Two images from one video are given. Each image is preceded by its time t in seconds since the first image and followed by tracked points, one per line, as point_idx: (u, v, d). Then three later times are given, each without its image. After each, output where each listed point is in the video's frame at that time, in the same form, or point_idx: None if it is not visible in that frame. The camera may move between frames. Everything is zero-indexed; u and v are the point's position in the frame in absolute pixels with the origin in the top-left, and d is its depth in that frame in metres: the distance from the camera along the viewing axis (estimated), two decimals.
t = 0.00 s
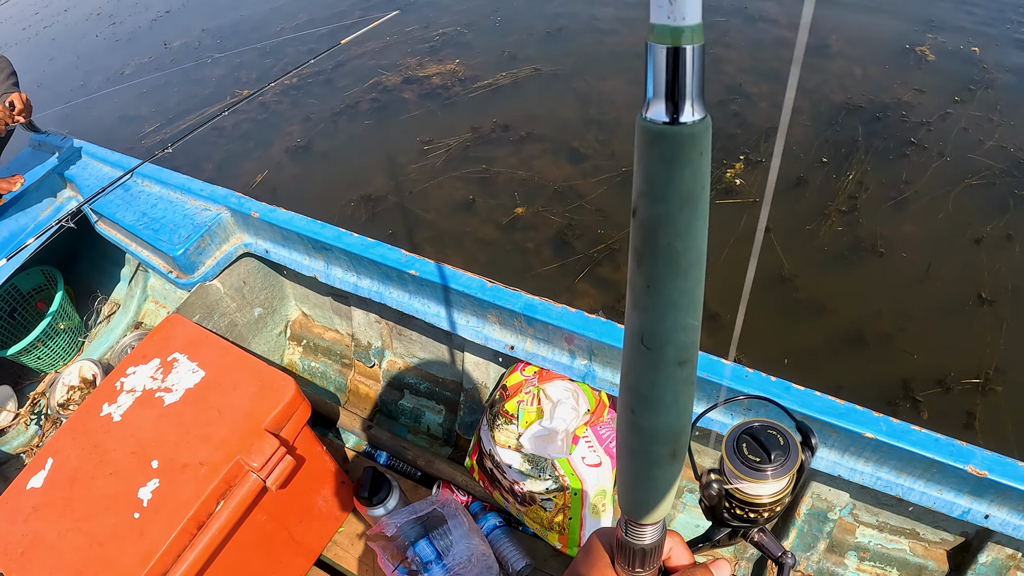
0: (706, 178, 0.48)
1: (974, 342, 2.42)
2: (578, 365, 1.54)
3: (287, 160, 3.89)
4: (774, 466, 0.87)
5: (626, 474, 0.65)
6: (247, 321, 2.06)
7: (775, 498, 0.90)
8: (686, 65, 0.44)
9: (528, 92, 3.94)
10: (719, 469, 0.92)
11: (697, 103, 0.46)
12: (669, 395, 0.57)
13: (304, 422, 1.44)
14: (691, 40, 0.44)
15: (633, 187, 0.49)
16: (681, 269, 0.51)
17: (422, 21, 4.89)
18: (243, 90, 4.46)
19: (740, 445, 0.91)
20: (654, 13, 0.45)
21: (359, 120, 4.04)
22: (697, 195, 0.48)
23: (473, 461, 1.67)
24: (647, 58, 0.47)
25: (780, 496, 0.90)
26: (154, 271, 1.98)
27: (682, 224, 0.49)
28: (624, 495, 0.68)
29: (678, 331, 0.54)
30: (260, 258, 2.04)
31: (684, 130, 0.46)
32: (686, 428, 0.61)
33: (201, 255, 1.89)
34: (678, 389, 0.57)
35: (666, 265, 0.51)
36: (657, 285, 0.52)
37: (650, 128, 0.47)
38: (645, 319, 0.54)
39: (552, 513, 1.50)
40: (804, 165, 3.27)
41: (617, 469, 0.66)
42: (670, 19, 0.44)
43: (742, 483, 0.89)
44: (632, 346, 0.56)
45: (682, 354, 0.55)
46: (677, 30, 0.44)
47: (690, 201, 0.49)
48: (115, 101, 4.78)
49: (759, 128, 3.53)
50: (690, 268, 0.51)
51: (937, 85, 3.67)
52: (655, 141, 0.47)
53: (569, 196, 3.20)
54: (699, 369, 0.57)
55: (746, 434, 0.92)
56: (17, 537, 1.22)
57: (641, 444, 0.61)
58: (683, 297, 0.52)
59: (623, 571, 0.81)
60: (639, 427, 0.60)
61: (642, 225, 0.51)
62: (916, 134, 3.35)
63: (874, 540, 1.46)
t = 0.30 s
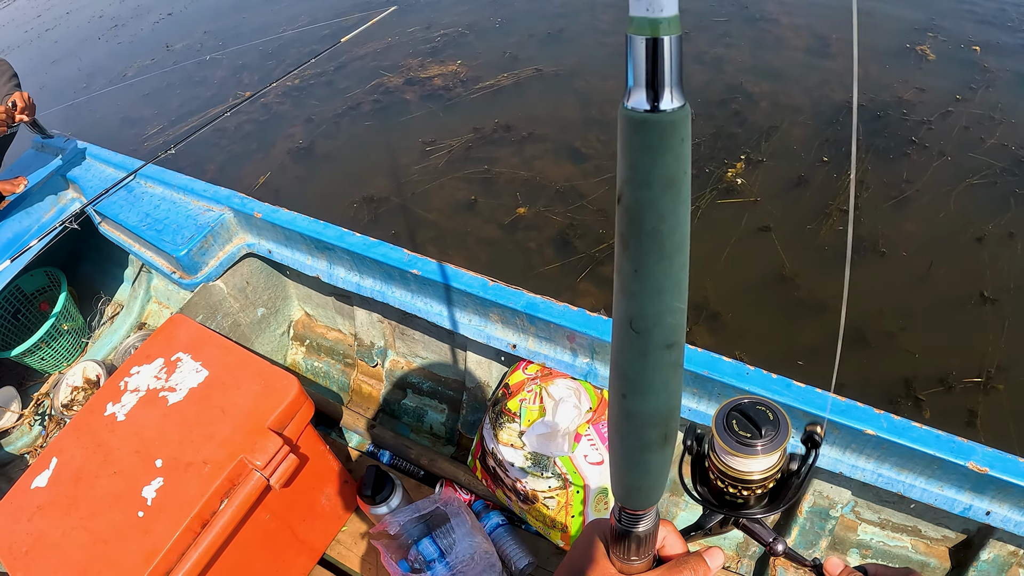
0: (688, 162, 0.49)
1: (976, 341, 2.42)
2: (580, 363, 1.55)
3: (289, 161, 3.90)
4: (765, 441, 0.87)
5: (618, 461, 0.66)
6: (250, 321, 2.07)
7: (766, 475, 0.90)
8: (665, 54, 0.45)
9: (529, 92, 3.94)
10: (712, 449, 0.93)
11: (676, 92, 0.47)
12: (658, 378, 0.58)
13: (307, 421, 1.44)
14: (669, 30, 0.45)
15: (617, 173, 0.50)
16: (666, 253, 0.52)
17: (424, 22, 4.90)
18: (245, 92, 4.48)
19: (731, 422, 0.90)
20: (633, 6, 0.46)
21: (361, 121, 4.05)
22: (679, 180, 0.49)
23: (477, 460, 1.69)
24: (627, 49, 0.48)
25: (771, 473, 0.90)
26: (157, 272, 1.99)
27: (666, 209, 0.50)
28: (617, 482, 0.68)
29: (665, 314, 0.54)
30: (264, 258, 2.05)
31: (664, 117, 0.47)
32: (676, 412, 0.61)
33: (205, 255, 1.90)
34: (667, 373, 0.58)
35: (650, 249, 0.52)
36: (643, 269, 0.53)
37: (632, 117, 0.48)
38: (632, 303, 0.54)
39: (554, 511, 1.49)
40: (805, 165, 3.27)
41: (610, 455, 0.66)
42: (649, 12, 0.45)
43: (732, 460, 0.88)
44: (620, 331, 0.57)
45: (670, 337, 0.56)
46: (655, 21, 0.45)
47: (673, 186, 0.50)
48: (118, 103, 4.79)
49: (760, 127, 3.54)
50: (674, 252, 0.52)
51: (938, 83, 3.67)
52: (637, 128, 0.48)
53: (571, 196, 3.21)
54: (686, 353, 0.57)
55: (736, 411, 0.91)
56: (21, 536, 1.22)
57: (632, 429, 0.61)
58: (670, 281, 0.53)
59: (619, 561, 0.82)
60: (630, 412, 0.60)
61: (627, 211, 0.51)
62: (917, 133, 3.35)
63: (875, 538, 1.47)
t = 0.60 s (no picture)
0: (693, 153, 0.49)
1: (980, 339, 2.42)
2: (585, 364, 1.56)
3: (291, 162, 3.90)
4: (764, 437, 0.86)
5: (623, 458, 0.65)
6: (253, 322, 2.06)
7: (766, 470, 0.90)
8: (669, 42, 0.45)
9: (531, 93, 3.94)
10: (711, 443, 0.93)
11: (681, 80, 0.47)
12: (664, 373, 0.57)
13: (311, 422, 1.44)
14: (673, 19, 0.45)
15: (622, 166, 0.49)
16: (670, 246, 0.51)
17: (425, 23, 4.90)
18: (247, 93, 4.48)
19: (730, 419, 0.90)
20: None
21: (363, 123, 4.05)
22: (684, 171, 0.49)
23: (480, 461, 1.68)
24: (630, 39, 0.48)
25: (772, 467, 0.90)
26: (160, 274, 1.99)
27: (671, 201, 0.50)
28: (622, 478, 0.68)
29: (670, 308, 0.54)
30: (267, 260, 2.05)
31: (669, 107, 0.46)
32: (680, 408, 0.61)
33: (207, 257, 1.90)
34: (672, 367, 0.57)
35: (655, 241, 0.51)
36: (648, 263, 0.52)
37: (636, 108, 0.47)
38: (637, 297, 0.54)
39: (559, 513, 1.50)
40: (808, 164, 3.27)
41: (614, 452, 0.66)
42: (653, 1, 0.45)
43: (731, 454, 0.89)
44: (624, 325, 0.56)
45: (675, 332, 0.55)
46: (659, 10, 0.45)
47: (678, 178, 0.49)
48: (119, 105, 4.79)
49: (762, 127, 3.53)
50: (679, 244, 0.51)
51: (941, 82, 3.66)
52: (641, 120, 0.47)
53: (574, 196, 3.21)
54: (691, 347, 0.57)
55: (734, 407, 0.90)
56: (25, 539, 1.22)
57: (637, 425, 0.61)
58: (675, 275, 0.52)
59: (623, 559, 0.82)
60: (635, 408, 0.59)
61: (631, 204, 0.51)
62: (919, 132, 3.35)
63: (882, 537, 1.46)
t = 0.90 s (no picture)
0: (702, 170, 0.48)
1: (985, 339, 2.41)
2: (589, 367, 1.55)
3: (293, 164, 3.89)
4: (772, 457, 0.86)
5: (630, 471, 0.64)
6: (255, 325, 2.06)
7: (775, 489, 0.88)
8: (678, 58, 0.44)
9: (533, 93, 3.94)
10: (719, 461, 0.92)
11: (690, 98, 0.46)
12: (671, 388, 0.57)
13: (315, 426, 1.43)
14: (682, 34, 0.45)
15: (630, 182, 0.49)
16: (679, 262, 0.51)
17: (427, 24, 4.89)
18: (248, 95, 4.47)
19: (737, 437, 0.90)
20: (645, 8, 0.45)
21: (364, 124, 4.05)
22: (693, 187, 0.48)
23: (484, 463, 1.67)
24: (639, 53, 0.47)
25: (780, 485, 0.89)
26: (162, 277, 1.98)
27: (678, 217, 0.49)
28: (629, 491, 0.67)
29: (678, 324, 0.54)
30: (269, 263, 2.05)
31: (678, 124, 0.46)
32: (688, 423, 0.60)
33: (208, 260, 1.89)
34: (680, 382, 0.57)
35: (664, 258, 0.51)
36: (655, 279, 0.52)
37: (644, 124, 0.47)
38: (644, 312, 0.53)
39: (564, 515, 1.48)
40: (811, 163, 3.26)
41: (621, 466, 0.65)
42: (661, 15, 0.44)
43: (739, 473, 0.88)
44: (631, 340, 0.56)
45: (682, 347, 0.55)
46: (668, 25, 0.44)
47: (686, 193, 0.49)
48: (121, 108, 4.79)
49: (765, 126, 3.52)
50: (688, 261, 0.51)
51: (944, 81, 3.65)
52: (649, 136, 0.47)
53: (576, 197, 3.20)
54: (699, 362, 0.57)
55: (743, 426, 0.91)
56: (28, 544, 1.22)
57: (644, 439, 0.60)
58: (682, 290, 0.52)
59: (630, 570, 0.80)
60: (643, 423, 0.59)
61: (639, 220, 0.50)
62: (923, 130, 3.34)
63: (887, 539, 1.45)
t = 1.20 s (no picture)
0: (688, 167, 0.48)
1: (986, 339, 2.40)
2: (588, 369, 1.55)
3: (292, 166, 3.89)
4: (767, 449, 0.85)
5: (622, 472, 0.64)
6: (254, 328, 2.06)
7: (768, 482, 0.88)
8: (661, 55, 0.44)
9: (532, 94, 3.93)
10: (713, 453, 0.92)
11: (674, 94, 0.46)
12: (662, 388, 0.57)
13: (313, 429, 1.43)
14: (665, 30, 0.44)
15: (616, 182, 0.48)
16: (666, 262, 0.51)
17: (426, 24, 4.89)
18: (247, 97, 4.47)
19: (732, 430, 0.88)
20: (627, 6, 0.45)
21: (364, 125, 4.05)
22: (679, 186, 0.48)
23: (484, 465, 1.67)
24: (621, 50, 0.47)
25: (774, 480, 0.88)
26: (161, 280, 1.98)
27: (665, 216, 0.49)
28: (622, 493, 0.67)
29: (667, 323, 0.53)
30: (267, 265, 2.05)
31: (662, 122, 0.46)
32: (679, 423, 0.60)
33: (207, 263, 1.88)
34: (670, 383, 0.57)
35: (651, 258, 0.50)
36: (643, 278, 0.51)
37: (629, 122, 0.47)
38: (634, 314, 0.53)
39: (563, 518, 1.47)
40: (810, 163, 3.25)
41: (613, 467, 0.65)
42: (643, 11, 0.44)
43: (733, 466, 0.87)
44: (621, 341, 0.56)
45: (672, 348, 0.55)
46: (651, 21, 0.44)
47: (672, 192, 0.48)
48: (120, 110, 4.79)
49: (764, 126, 3.52)
50: (675, 261, 0.51)
51: (944, 80, 3.64)
52: (635, 134, 0.47)
53: (576, 197, 3.20)
54: (689, 362, 0.56)
55: (737, 419, 0.89)
56: (27, 548, 1.22)
57: (636, 441, 0.60)
58: (671, 290, 0.52)
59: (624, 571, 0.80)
60: (633, 423, 0.59)
61: (626, 220, 0.50)
62: (923, 130, 3.33)
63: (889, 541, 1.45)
